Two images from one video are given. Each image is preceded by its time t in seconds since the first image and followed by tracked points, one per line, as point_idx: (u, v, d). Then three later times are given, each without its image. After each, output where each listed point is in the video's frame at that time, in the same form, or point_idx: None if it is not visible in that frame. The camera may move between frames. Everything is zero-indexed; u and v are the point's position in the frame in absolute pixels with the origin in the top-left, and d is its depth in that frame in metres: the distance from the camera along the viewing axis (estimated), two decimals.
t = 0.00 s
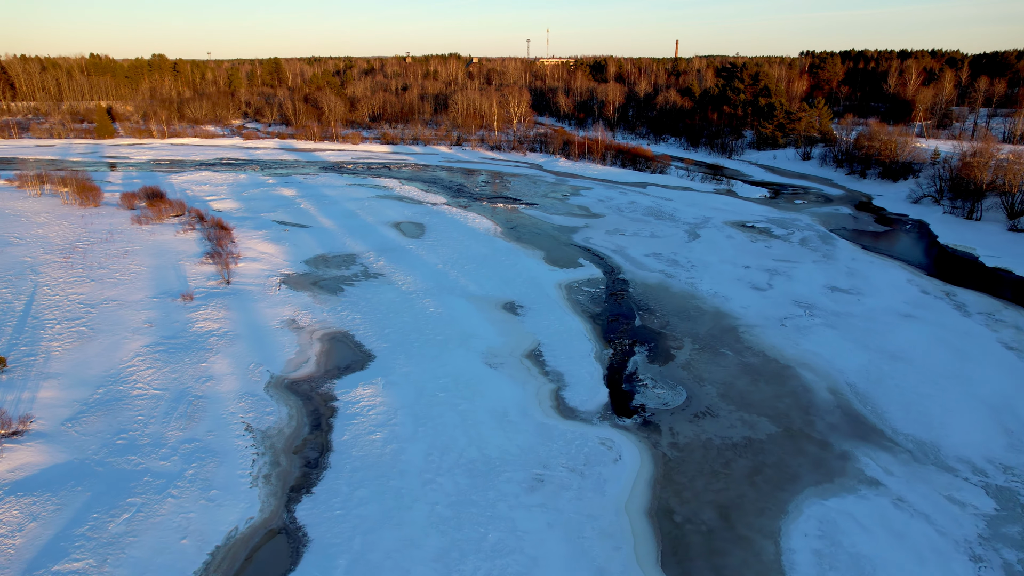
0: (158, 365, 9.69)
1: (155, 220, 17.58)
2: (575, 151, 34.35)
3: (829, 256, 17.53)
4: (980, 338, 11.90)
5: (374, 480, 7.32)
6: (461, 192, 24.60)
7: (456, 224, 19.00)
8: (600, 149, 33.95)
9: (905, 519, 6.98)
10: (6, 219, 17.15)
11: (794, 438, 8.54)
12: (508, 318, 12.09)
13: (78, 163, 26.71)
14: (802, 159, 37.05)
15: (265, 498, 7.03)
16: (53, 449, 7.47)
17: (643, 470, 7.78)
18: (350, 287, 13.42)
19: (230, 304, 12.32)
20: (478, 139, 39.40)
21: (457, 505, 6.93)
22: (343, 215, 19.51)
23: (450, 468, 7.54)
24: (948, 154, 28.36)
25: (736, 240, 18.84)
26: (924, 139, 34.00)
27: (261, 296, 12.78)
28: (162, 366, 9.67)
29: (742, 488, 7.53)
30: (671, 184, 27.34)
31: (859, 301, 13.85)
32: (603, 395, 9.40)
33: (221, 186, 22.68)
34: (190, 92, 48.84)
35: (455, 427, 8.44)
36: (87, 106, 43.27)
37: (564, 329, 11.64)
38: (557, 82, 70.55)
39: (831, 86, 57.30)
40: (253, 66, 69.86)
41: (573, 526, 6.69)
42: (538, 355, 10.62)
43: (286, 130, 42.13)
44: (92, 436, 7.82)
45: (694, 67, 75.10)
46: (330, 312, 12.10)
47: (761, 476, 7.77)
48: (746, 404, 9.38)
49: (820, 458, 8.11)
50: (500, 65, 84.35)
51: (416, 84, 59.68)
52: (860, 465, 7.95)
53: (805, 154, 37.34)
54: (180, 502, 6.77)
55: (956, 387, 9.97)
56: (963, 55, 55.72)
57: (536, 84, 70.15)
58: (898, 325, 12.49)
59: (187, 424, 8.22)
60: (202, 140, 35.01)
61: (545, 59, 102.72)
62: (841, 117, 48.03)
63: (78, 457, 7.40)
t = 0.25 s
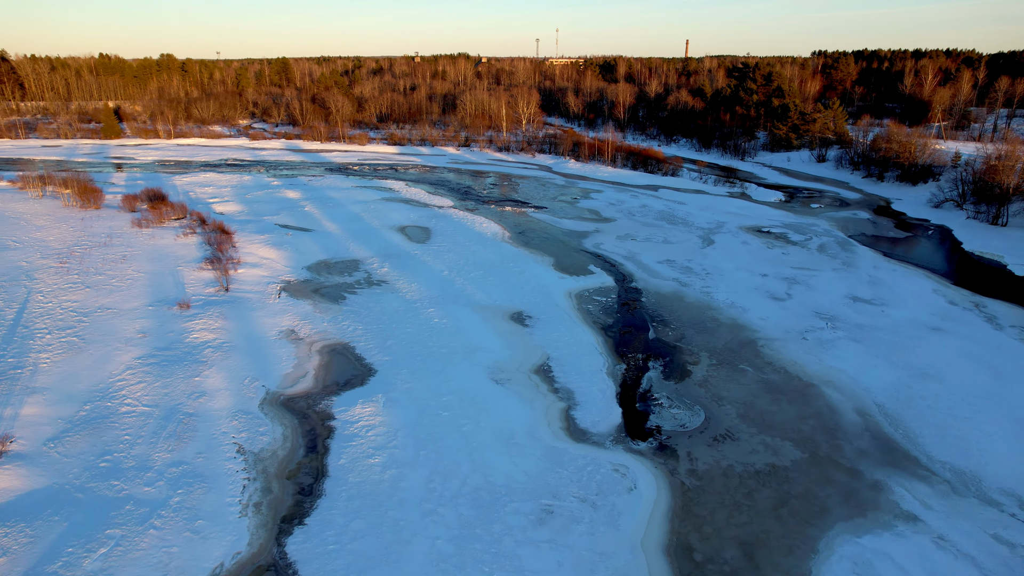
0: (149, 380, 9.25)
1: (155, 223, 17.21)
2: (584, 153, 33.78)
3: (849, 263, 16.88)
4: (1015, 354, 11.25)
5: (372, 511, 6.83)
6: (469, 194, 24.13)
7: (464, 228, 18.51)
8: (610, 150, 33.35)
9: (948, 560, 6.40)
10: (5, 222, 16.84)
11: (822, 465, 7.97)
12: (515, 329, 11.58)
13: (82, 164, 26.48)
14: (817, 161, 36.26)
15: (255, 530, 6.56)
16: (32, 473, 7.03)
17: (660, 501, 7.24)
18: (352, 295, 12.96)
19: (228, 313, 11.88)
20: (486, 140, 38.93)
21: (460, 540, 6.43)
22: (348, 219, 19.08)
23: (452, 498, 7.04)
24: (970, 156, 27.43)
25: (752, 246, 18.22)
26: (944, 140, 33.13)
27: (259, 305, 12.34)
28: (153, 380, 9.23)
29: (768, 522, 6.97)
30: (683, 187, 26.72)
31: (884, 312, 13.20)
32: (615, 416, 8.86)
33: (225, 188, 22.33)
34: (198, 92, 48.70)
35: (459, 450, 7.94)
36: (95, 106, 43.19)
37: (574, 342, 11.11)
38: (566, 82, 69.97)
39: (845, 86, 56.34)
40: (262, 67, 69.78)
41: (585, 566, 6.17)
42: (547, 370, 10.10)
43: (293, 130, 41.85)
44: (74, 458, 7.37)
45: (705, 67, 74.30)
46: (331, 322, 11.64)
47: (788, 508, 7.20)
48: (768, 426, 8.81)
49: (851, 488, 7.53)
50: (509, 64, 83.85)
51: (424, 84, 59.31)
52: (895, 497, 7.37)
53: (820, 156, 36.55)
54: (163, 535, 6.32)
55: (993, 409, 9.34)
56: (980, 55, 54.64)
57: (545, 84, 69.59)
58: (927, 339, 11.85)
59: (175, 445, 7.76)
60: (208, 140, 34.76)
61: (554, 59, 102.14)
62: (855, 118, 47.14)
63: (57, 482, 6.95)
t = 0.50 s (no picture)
0: (137, 396, 8.81)
1: (155, 226, 16.84)
2: (594, 155, 33.21)
3: (870, 271, 16.23)
4: None
5: (367, 547, 6.34)
6: (476, 197, 23.65)
7: (470, 233, 18.02)
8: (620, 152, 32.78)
9: None
10: (3, 225, 16.52)
11: (852, 496, 7.40)
12: (523, 342, 11.08)
13: (86, 164, 26.24)
14: (832, 163, 35.51)
15: (241, 567, 6.08)
16: (7, 501, 6.60)
17: (678, 538, 6.71)
18: (354, 305, 12.50)
19: (224, 323, 11.45)
20: (494, 141, 38.44)
21: None
22: (352, 223, 18.64)
23: (454, 532, 6.54)
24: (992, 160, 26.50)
25: (768, 253, 17.60)
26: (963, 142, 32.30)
27: (257, 314, 11.90)
28: (142, 397, 8.79)
29: (796, 563, 6.42)
30: (695, 191, 26.12)
31: (910, 325, 12.57)
32: (629, 439, 8.33)
33: (228, 190, 21.97)
34: (205, 92, 48.55)
35: (462, 477, 7.43)
36: (102, 106, 43.09)
37: (584, 357, 10.57)
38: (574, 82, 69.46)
39: (859, 87, 55.40)
40: (270, 67, 69.68)
41: None
42: (557, 387, 9.58)
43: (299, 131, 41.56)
44: (53, 483, 6.93)
45: (715, 67, 73.58)
46: (330, 334, 11.19)
47: (817, 546, 6.64)
48: (792, 451, 8.25)
49: (885, 524, 6.95)
50: (517, 64, 83.43)
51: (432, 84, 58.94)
52: (934, 534, 6.79)
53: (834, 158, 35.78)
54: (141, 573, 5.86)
55: None
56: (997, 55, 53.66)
57: (553, 85, 69.01)
58: (957, 354, 11.22)
59: (161, 469, 7.31)
60: (214, 141, 34.49)
61: (562, 59, 101.62)
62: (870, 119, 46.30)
63: (33, 511, 6.52)
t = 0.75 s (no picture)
0: (125, 413, 8.37)
1: (154, 230, 16.47)
2: (603, 157, 32.64)
3: (893, 279, 15.59)
4: None
5: None
6: (483, 200, 23.17)
7: (476, 238, 17.54)
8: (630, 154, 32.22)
9: None
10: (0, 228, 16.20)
11: (886, 533, 6.83)
12: (530, 356, 10.57)
13: (89, 165, 25.98)
14: (847, 166, 34.71)
15: None
16: None
17: None
18: (355, 314, 12.04)
19: (220, 334, 11.00)
20: (502, 142, 37.96)
21: None
22: (355, 227, 18.20)
23: (456, 572, 6.04)
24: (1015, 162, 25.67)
25: (785, 261, 17.00)
26: (982, 144, 31.47)
27: (255, 324, 11.45)
28: (129, 414, 8.34)
29: None
30: (707, 195, 25.51)
31: (937, 338, 11.94)
32: (643, 466, 7.81)
33: (231, 192, 21.61)
34: (212, 92, 48.36)
35: (465, 507, 6.92)
36: (109, 106, 42.97)
37: (595, 374, 10.05)
38: (583, 83, 68.96)
39: (873, 87, 54.43)
40: (278, 67, 69.50)
41: None
42: (566, 407, 9.07)
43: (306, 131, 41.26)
44: (28, 513, 6.49)
45: (725, 67, 72.87)
46: (330, 346, 10.73)
47: None
48: (819, 480, 7.69)
49: (923, 565, 6.39)
50: (525, 65, 83.00)
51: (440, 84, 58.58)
52: None
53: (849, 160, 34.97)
54: None
55: None
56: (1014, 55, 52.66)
57: (562, 85, 68.44)
58: (990, 371, 10.60)
59: (144, 496, 6.85)
60: (219, 142, 34.20)
61: (571, 59, 101.23)
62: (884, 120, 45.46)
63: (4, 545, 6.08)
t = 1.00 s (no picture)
0: (109, 432, 7.91)
1: (153, 234, 16.07)
2: (613, 159, 32.07)
3: (916, 288, 14.96)
4: None
5: None
6: (490, 203, 22.68)
7: (483, 243, 17.05)
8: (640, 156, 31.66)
9: None
10: None
11: None
12: (538, 372, 10.06)
13: (93, 166, 25.69)
14: (862, 168, 33.95)
15: None
16: None
17: None
18: (355, 324, 11.58)
19: (215, 345, 10.54)
20: (510, 143, 37.46)
21: None
22: (359, 231, 17.75)
23: None
24: None
25: (802, 269, 16.40)
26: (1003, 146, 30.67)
27: (251, 335, 11.00)
28: (114, 434, 7.89)
29: None
30: (719, 200, 24.91)
31: (968, 353, 11.32)
32: (659, 496, 7.28)
33: (233, 195, 21.25)
34: (219, 92, 48.17)
35: (468, 542, 6.43)
36: (116, 106, 42.84)
37: (607, 391, 9.53)
38: (592, 83, 68.44)
39: (887, 88, 53.49)
40: (285, 67, 69.37)
41: None
42: (575, 428, 8.55)
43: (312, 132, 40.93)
44: None
45: (735, 67, 72.14)
46: (328, 359, 10.26)
47: None
48: (850, 514, 7.13)
49: None
50: (534, 65, 82.60)
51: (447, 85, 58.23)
52: None
53: (865, 163, 34.16)
54: None
55: None
56: None
57: (571, 86, 67.87)
58: None
59: (124, 527, 6.40)
60: (225, 143, 33.88)
61: (580, 59, 100.71)
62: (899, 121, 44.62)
63: None
